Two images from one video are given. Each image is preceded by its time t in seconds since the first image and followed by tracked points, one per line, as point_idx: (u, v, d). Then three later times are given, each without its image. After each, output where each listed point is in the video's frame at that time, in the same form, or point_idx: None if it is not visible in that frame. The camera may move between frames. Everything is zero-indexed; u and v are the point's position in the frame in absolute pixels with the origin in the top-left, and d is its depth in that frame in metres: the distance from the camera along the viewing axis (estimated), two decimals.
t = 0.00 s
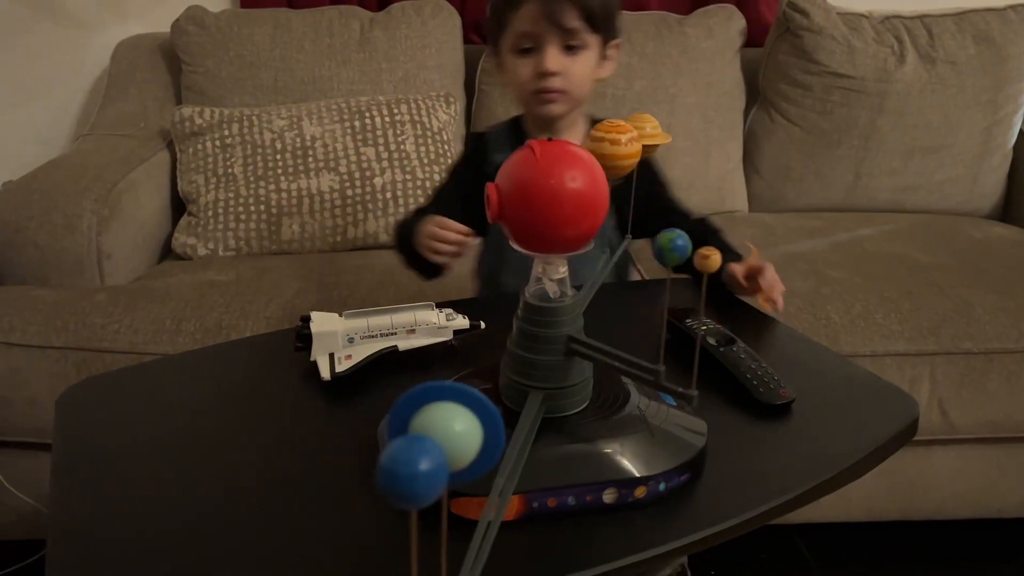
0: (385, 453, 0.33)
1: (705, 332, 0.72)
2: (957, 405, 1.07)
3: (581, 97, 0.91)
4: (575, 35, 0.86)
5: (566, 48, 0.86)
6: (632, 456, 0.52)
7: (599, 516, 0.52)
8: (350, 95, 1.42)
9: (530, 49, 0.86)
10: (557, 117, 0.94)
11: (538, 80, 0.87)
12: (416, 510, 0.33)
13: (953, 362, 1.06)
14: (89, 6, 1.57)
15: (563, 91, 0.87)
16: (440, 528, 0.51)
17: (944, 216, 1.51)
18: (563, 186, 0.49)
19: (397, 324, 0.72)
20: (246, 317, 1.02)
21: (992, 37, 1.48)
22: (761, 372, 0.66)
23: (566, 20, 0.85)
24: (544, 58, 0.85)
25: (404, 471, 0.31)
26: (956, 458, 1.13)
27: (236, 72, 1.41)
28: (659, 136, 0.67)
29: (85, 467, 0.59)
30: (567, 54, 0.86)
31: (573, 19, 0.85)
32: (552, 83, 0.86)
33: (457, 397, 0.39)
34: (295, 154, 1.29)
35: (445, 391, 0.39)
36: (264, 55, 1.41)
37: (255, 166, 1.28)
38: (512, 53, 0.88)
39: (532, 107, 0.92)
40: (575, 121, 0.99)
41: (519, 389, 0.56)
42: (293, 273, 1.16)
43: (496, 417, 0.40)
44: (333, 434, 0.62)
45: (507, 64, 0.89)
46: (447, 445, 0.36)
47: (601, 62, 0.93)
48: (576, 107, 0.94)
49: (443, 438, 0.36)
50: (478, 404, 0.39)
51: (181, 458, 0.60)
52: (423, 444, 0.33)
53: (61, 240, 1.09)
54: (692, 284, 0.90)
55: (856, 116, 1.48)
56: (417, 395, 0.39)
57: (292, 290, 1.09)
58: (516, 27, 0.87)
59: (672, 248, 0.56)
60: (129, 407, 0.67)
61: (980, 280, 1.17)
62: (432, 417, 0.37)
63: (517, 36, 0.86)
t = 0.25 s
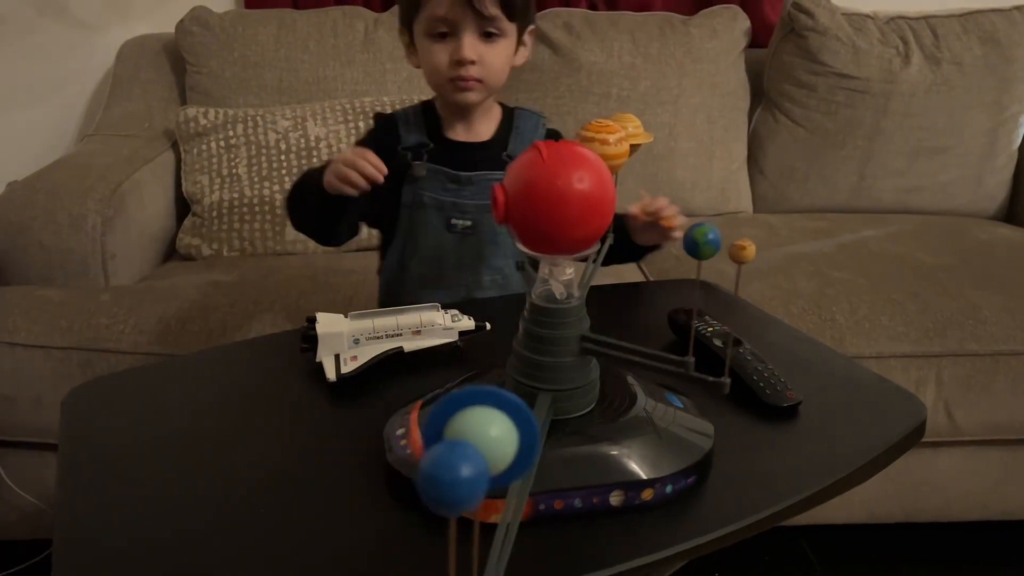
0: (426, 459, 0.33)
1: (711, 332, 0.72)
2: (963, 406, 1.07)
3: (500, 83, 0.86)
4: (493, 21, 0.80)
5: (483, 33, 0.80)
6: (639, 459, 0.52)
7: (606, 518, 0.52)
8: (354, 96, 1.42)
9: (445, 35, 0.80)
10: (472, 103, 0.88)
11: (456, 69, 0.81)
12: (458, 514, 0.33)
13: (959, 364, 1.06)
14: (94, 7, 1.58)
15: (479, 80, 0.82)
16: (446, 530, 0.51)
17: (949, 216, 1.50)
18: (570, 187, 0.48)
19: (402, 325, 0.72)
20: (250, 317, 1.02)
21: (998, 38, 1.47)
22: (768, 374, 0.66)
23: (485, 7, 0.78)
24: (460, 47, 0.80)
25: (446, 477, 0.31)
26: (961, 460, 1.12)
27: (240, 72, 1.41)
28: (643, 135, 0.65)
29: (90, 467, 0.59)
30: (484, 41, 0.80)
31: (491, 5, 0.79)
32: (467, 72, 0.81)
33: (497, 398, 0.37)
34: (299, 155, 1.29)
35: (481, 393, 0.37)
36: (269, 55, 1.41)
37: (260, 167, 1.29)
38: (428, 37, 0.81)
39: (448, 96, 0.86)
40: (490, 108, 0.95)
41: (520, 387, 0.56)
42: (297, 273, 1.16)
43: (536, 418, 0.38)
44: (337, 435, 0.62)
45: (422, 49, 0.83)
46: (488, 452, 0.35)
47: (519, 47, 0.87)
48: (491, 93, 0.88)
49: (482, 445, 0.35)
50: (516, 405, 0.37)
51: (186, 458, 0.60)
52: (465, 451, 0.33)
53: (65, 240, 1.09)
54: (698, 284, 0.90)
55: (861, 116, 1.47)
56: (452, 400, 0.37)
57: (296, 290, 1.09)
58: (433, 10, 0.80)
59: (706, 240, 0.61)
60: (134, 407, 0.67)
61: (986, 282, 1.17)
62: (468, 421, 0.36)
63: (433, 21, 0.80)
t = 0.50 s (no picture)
0: (458, 471, 0.32)
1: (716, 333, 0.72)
2: (968, 409, 1.07)
3: (462, 100, 0.84)
4: (456, 36, 0.78)
5: (447, 49, 0.78)
6: (645, 461, 0.52)
7: (611, 521, 0.52)
8: (359, 97, 1.42)
9: (408, 50, 0.78)
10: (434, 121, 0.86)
11: (420, 85, 0.79)
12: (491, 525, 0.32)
13: (964, 366, 1.05)
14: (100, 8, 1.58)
15: (445, 96, 0.80)
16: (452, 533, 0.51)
17: (954, 218, 1.50)
18: (576, 189, 0.48)
19: (408, 326, 0.72)
20: (255, 318, 1.03)
21: (1003, 40, 1.47)
22: (773, 376, 0.66)
23: (448, 19, 0.77)
24: (424, 62, 0.77)
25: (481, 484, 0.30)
26: (966, 462, 1.12)
27: (245, 73, 1.41)
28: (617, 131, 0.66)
29: (96, 468, 0.59)
30: (448, 56, 0.78)
31: (455, 19, 0.77)
32: (433, 88, 0.79)
33: (520, 408, 0.37)
34: (305, 156, 1.30)
35: (500, 404, 0.37)
36: (274, 57, 1.42)
37: (265, 169, 1.29)
38: (389, 52, 0.78)
39: (408, 113, 0.83)
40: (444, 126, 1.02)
41: (527, 390, 0.56)
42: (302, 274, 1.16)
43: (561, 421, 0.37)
44: (342, 436, 0.62)
45: (382, 65, 0.80)
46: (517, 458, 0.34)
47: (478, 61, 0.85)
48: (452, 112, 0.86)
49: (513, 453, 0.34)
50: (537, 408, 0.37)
51: (192, 458, 0.60)
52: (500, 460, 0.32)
53: (70, 240, 1.10)
54: (702, 287, 0.90)
55: (865, 118, 1.47)
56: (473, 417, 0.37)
57: (301, 291, 1.10)
58: (395, 22, 0.77)
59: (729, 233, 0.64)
60: (141, 407, 0.67)
61: (991, 284, 1.17)
62: (491, 433, 0.35)
63: (394, 36, 0.77)
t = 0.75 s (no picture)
0: (488, 478, 0.31)
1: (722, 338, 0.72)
2: (973, 412, 1.06)
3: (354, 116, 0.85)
4: (348, 50, 0.78)
5: (338, 63, 0.78)
6: (651, 466, 0.52)
7: (617, 525, 0.52)
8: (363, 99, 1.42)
9: (296, 66, 0.78)
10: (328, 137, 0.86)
11: (315, 103, 0.79)
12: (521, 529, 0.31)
13: (969, 369, 1.05)
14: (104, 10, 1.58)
15: (339, 111, 0.80)
16: (458, 536, 0.51)
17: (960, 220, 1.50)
18: (582, 193, 0.48)
19: (413, 330, 0.72)
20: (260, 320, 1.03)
21: (1008, 42, 1.47)
22: (778, 381, 0.66)
23: (339, 34, 0.77)
24: (316, 80, 0.78)
25: (512, 491, 0.30)
26: (971, 465, 1.12)
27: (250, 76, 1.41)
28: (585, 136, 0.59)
29: (102, 469, 0.59)
30: (340, 70, 0.78)
31: (347, 34, 0.78)
32: (328, 104, 0.79)
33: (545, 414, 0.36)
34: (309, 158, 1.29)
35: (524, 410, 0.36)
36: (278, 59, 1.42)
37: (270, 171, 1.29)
38: (278, 70, 0.78)
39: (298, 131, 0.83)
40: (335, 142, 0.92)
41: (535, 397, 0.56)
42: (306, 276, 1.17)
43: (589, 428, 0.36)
44: (348, 439, 0.62)
45: (270, 85, 0.78)
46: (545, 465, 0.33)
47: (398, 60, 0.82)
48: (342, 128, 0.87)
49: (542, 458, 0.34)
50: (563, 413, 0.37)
51: (198, 460, 0.60)
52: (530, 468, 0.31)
53: (76, 242, 1.10)
54: (707, 289, 0.90)
55: (870, 120, 1.47)
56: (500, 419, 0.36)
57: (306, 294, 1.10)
58: (284, 40, 0.76)
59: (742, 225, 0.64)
60: (147, 410, 0.68)
61: (996, 287, 1.16)
62: (518, 437, 0.34)
63: (282, 52, 0.77)
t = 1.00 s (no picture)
0: (521, 490, 0.32)
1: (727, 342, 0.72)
2: (977, 415, 1.06)
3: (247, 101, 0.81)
4: (239, 31, 0.76)
5: (228, 45, 0.75)
6: (656, 469, 0.52)
7: (622, 528, 0.51)
8: (367, 101, 1.42)
9: (186, 51, 0.74)
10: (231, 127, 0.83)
11: (208, 88, 0.75)
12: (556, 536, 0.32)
13: (974, 372, 1.05)
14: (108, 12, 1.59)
15: (236, 96, 0.77)
16: (462, 539, 0.51)
17: (964, 223, 1.49)
18: (586, 196, 0.48)
19: (417, 332, 0.72)
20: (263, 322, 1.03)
21: (1012, 44, 1.46)
22: (783, 384, 0.66)
23: (228, 14, 0.74)
24: (210, 64, 0.75)
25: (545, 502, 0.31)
26: (976, 468, 1.11)
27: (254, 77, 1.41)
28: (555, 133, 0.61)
29: (107, 470, 0.60)
30: (230, 53, 0.76)
31: (235, 14, 0.75)
32: (224, 89, 0.76)
33: (571, 421, 0.37)
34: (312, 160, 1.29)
35: (549, 419, 0.37)
36: (282, 61, 1.42)
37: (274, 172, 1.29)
38: (167, 56, 0.74)
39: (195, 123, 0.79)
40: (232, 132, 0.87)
41: (538, 400, 0.55)
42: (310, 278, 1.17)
43: (613, 429, 0.37)
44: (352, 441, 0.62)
45: (159, 73, 0.74)
46: (576, 474, 0.34)
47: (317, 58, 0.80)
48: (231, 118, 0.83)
49: (568, 464, 0.34)
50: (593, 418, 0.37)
51: (202, 461, 0.60)
52: (559, 477, 0.32)
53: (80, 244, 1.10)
54: (711, 292, 0.90)
55: (874, 122, 1.47)
56: (529, 425, 0.36)
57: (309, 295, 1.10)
58: (169, 23, 0.72)
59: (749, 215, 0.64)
60: (151, 410, 0.68)
61: (1000, 290, 1.16)
62: (547, 446, 0.35)
63: (170, 38, 0.73)
